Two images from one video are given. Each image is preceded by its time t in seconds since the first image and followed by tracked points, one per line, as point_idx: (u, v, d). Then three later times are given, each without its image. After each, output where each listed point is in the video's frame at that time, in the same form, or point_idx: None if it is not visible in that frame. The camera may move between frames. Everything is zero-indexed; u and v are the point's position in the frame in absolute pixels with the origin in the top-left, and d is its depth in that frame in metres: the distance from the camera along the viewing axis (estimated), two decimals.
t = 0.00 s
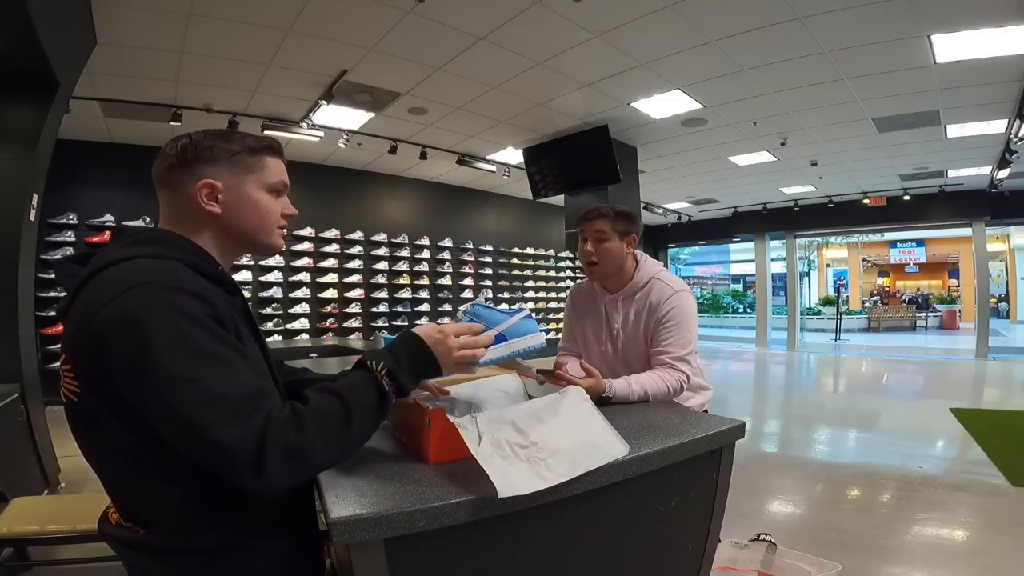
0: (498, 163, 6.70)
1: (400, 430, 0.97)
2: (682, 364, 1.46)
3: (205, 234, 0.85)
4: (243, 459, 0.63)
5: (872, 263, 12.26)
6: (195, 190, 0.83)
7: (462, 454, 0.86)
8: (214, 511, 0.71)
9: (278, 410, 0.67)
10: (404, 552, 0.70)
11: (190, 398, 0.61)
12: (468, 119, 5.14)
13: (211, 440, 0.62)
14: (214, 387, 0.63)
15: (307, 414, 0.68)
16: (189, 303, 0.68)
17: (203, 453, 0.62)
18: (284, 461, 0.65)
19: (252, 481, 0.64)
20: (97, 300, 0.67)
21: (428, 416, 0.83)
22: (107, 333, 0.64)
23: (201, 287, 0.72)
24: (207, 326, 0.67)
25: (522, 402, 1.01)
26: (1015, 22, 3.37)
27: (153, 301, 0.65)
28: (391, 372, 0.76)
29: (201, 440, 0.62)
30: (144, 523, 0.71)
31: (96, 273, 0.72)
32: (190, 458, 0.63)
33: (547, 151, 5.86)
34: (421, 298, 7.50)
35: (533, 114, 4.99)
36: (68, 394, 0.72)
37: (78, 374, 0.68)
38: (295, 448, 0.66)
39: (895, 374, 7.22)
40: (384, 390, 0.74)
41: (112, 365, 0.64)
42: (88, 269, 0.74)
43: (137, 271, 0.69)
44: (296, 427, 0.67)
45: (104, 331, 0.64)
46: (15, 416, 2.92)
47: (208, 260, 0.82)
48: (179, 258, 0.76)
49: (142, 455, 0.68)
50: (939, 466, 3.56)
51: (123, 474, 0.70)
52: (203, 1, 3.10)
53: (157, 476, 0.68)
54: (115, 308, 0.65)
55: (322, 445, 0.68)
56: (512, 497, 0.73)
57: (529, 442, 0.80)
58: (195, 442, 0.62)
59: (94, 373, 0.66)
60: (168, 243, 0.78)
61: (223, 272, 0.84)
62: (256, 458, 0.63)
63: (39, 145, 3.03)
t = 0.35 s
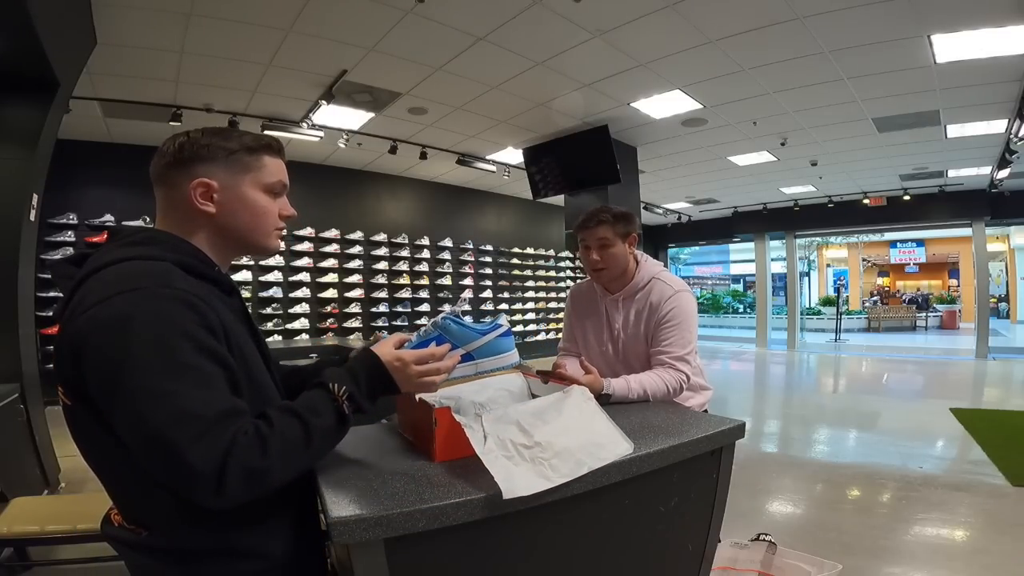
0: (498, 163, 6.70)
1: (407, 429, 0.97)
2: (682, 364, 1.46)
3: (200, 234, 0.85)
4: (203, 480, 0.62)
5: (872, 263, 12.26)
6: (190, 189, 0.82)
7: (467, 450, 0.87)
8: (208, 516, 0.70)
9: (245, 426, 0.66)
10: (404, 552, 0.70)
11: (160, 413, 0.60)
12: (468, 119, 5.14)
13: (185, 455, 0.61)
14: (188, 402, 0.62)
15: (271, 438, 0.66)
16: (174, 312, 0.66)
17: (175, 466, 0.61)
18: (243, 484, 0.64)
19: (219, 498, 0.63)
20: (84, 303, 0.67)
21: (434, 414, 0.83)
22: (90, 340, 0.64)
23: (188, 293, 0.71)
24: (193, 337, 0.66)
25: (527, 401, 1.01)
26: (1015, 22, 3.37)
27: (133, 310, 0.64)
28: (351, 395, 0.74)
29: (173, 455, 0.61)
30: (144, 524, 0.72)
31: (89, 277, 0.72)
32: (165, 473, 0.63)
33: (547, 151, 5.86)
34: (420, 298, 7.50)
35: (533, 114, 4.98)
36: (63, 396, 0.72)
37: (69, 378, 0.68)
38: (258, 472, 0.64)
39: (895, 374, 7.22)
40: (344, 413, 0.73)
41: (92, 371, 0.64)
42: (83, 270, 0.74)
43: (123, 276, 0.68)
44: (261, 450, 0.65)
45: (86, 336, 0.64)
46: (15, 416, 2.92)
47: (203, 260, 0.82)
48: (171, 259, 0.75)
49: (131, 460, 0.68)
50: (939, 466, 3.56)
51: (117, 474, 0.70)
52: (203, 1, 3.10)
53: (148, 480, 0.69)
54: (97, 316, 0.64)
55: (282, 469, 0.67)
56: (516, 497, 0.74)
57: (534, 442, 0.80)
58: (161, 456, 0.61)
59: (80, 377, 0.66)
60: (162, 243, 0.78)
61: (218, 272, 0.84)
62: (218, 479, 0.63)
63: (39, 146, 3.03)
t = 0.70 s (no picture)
0: (498, 163, 6.70)
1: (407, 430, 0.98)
2: (682, 364, 1.46)
3: (194, 234, 0.85)
4: (191, 483, 0.62)
5: (872, 263, 12.26)
6: (185, 188, 0.82)
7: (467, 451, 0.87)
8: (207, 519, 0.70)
9: (235, 429, 0.66)
10: (404, 551, 0.70)
11: (149, 415, 0.60)
12: (468, 119, 5.13)
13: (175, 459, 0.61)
14: (177, 404, 0.62)
15: (261, 440, 0.66)
16: (168, 315, 0.66)
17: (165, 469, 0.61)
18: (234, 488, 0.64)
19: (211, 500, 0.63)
20: (79, 305, 0.67)
21: (433, 415, 0.83)
22: (82, 341, 0.63)
23: (184, 295, 0.70)
24: (186, 340, 0.66)
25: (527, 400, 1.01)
26: (1015, 22, 3.37)
27: (125, 311, 0.64)
28: (332, 397, 0.75)
29: (163, 459, 0.61)
30: (145, 525, 0.72)
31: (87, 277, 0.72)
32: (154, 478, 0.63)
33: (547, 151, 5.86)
34: (421, 298, 7.50)
35: (533, 114, 4.98)
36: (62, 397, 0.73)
37: (65, 379, 0.68)
38: (248, 473, 0.65)
39: (895, 374, 7.22)
40: (326, 414, 0.73)
41: (82, 374, 0.63)
42: (80, 271, 0.74)
43: (117, 277, 0.68)
44: (251, 452, 0.65)
45: (78, 339, 0.64)
46: (15, 416, 2.92)
47: (197, 259, 0.81)
48: (169, 260, 0.76)
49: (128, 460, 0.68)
50: (939, 466, 3.56)
51: (114, 474, 0.70)
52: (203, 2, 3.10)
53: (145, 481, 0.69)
54: (88, 319, 0.63)
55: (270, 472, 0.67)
56: (517, 497, 0.74)
57: (534, 442, 0.81)
58: (149, 461, 0.61)
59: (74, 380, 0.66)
60: (156, 242, 0.78)
61: (215, 272, 0.84)
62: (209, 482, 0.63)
63: (39, 145, 3.03)
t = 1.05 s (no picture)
0: (498, 163, 6.71)
1: (407, 430, 0.98)
2: (682, 364, 1.46)
3: (194, 235, 0.85)
4: (211, 461, 0.61)
5: (872, 263, 12.27)
6: (187, 189, 0.82)
7: (468, 451, 0.87)
8: (211, 517, 0.70)
9: (250, 407, 0.66)
10: (403, 552, 0.70)
11: (158, 397, 0.60)
12: (468, 119, 5.13)
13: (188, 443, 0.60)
14: (188, 385, 0.61)
15: (277, 408, 0.66)
16: (165, 301, 0.66)
17: (178, 457, 0.60)
18: (260, 461, 0.63)
19: (235, 482, 0.62)
20: (77, 305, 0.66)
21: (433, 414, 0.83)
22: (83, 335, 0.62)
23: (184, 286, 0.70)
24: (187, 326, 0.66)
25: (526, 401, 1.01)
26: (1015, 22, 3.37)
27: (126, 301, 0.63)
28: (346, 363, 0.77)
29: (175, 445, 0.60)
30: (143, 526, 0.71)
31: (85, 275, 0.71)
32: (168, 467, 0.62)
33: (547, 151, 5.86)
34: (421, 298, 7.50)
35: (533, 114, 4.99)
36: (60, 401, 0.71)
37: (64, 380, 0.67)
38: (270, 444, 0.64)
39: (895, 374, 7.22)
40: (345, 376, 0.74)
41: (85, 371, 0.62)
42: (75, 271, 0.74)
43: (115, 273, 0.68)
44: (269, 423, 0.65)
45: (78, 335, 0.63)
46: (15, 416, 2.92)
47: (196, 259, 0.81)
48: (167, 260, 0.76)
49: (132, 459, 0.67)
50: (939, 466, 3.56)
51: (117, 477, 0.69)
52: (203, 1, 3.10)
53: (151, 479, 0.68)
54: (91, 311, 0.63)
55: (293, 443, 0.66)
56: (516, 497, 0.74)
57: (534, 443, 0.81)
58: (164, 447, 0.60)
59: (75, 377, 0.65)
60: (154, 243, 0.78)
61: (212, 272, 0.84)
62: (230, 458, 0.62)
63: (39, 145, 3.03)
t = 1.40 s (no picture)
0: (498, 163, 6.70)
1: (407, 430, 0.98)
2: (682, 365, 1.46)
3: (190, 234, 0.85)
4: (218, 459, 0.61)
5: (872, 263, 12.27)
6: (185, 188, 0.82)
7: (468, 451, 0.87)
8: (210, 517, 0.70)
9: (253, 405, 0.66)
10: (402, 552, 0.70)
11: (163, 396, 0.59)
12: (468, 119, 5.13)
13: (193, 443, 0.60)
14: (192, 385, 0.61)
15: (280, 407, 0.66)
16: (166, 300, 0.66)
17: (184, 456, 0.60)
18: (265, 459, 0.64)
19: (240, 481, 0.62)
20: (75, 306, 0.65)
21: (434, 414, 0.83)
22: (84, 334, 0.62)
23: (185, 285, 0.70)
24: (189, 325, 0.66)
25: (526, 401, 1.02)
26: (1014, 22, 3.37)
27: (129, 299, 0.63)
28: (344, 361, 0.77)
29: (181, 445, 0.60)
30: (140, 527, 0.70)
31: (83, 275, 0.71)
32: (171, 468, 0.61)
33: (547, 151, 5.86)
34: (421, 298, 7.50)
35: (533, 114, 4.98)
36: (57, 402, 0.71)
37: (62, 380, 0.66)
38: (273, 441, 0.65)
39: (895, 374, 7.22)
40: (345, 373, 0.75)
41: (86, 372, 0.62)
42: (73, 271, 0.73)
43: (112, 273, 0.68)
44: (272, 420, 0.65)
45: (77, 335, 0.62)
46: (15, 416, 2.92)
47: (193, 258, 0.82)
48: (165, 259, 0.76)
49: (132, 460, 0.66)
50: (939, 466, 3.56)
51: (114, 479, 0.68)
52: (203, 1, 3.10)
53: (150, 479, 0.67)
54: (91, 310, 0.62)
55: (297, 441, 0.67)
56: (516, 497, 0.74)
57: (534, 444, 0.80)
58: (168, 446, 0.60)
59: (74, 378, 0.64)
60: (150, 242, 0.78)
61: (210, 272, 0.84)
62: (236, 454, 0.62)
63: (39, 145, 3.03)
